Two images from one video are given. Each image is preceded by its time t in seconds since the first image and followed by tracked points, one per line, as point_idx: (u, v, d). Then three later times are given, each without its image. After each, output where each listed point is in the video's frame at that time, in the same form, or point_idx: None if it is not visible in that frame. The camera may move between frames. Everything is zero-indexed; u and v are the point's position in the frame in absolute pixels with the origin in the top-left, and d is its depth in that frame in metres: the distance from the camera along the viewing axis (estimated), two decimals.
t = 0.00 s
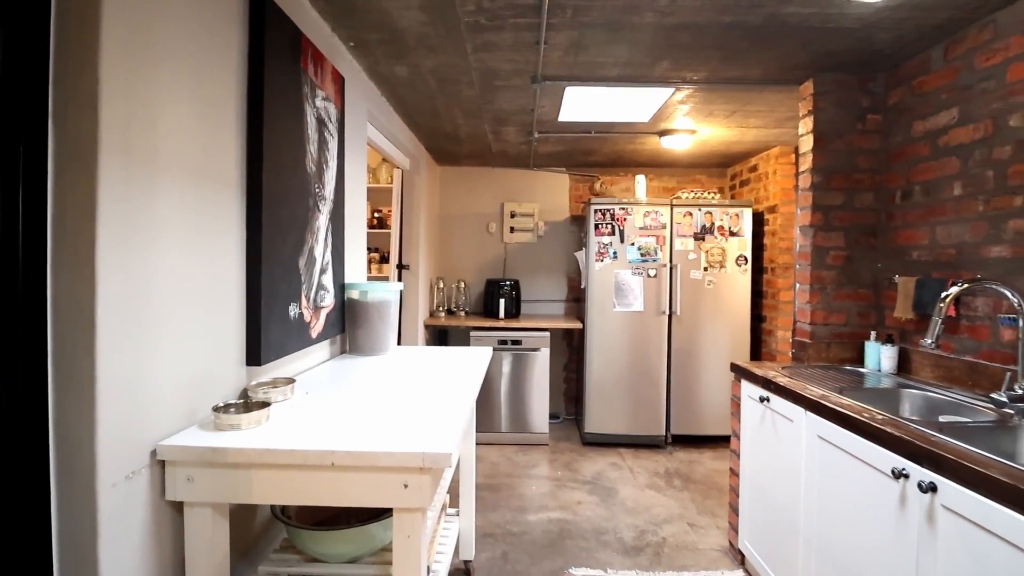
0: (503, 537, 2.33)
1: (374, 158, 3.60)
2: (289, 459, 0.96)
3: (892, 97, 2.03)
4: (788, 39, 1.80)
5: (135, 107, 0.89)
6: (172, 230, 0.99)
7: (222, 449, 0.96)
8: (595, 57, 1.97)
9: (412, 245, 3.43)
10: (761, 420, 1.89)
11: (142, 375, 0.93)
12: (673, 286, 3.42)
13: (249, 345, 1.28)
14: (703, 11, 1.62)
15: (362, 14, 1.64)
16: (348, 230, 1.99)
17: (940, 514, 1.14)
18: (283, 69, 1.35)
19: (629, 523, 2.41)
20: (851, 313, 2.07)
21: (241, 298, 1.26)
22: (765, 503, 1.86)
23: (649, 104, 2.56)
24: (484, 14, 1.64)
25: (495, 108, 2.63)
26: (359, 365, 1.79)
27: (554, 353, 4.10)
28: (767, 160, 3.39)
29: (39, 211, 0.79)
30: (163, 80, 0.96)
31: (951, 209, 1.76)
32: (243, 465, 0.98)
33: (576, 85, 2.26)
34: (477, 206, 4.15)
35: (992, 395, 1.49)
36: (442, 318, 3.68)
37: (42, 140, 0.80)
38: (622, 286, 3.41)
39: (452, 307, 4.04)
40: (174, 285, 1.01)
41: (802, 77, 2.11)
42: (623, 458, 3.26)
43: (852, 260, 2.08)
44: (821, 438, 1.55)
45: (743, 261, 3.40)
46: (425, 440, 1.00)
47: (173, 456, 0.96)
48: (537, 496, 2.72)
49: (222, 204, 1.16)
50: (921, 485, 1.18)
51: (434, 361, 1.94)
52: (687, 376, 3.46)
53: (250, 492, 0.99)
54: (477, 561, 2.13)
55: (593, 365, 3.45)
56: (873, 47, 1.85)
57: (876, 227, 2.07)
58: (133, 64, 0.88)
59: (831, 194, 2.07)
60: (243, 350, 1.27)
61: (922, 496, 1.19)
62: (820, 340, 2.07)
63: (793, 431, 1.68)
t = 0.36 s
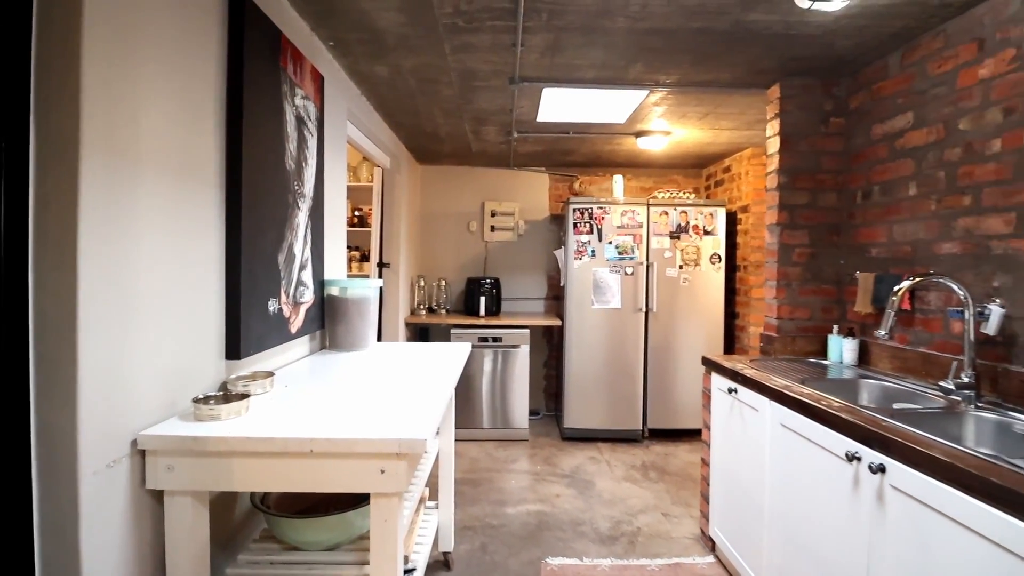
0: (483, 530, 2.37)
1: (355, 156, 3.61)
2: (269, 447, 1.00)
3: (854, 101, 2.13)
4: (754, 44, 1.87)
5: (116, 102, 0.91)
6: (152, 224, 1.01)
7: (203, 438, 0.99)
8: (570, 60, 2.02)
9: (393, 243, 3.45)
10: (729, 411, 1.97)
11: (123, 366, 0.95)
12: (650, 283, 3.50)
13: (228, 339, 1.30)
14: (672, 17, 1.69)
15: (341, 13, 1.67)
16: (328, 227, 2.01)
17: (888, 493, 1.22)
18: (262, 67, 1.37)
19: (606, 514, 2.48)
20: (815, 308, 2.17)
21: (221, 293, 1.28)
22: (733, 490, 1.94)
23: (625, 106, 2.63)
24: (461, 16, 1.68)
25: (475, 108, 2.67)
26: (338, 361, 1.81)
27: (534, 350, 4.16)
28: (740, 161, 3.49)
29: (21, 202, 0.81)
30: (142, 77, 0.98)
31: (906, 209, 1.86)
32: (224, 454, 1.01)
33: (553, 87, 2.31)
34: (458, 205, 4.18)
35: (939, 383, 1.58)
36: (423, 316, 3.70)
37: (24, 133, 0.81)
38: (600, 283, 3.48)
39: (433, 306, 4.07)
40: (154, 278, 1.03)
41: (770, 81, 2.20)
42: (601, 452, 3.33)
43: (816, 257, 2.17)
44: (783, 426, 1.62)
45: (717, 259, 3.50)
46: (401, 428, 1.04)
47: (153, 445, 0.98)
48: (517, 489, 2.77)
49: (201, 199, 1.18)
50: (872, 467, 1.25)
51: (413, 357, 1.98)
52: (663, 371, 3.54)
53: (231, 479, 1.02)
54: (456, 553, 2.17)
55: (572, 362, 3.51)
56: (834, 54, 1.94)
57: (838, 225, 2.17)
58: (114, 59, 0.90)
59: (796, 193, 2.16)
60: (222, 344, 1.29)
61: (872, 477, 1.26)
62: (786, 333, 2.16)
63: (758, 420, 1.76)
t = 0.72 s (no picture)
0: (460, 521, 2.43)
1: (334, 155, 3.62)
2: (246, 432, 1.05)
3: (812, 105, 2.24)
4: (717, 50, 1.96)
5: (95, 99, 0.94)
6: (131, 217, 1.05)
7: (181, 424, 1.03)
8: (543, 62, 2.09)
9: (372, 241, 3.47)
10: (695, 400, 2.06)
11: (102, 355, 0.98)
12: (625, 281, 3.59)
13: (205, 332, 1.33)
14: (639, 23, 1.77)
15: (317, 14, 1.70)
16: (305, 224, 2.05)
17: (831, 471, 1.31)
18: (240, 66, 1.41)
19: (579, 504, 2.56)
20: (776, 303, 2.28)
21: (198, 286, 1.31)
22: (699, 476, 2.03)
23: (598, 108, 2.71)
24: (436, 19, 1.73)
25: (452, 108, 2.72)
26: (315, 355, 1.85)
27: (513, 347, 4.23)
28: (711, 162, 3.61)
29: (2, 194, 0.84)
30: (120, 75, 1.01)
31: (859, 208, 1.97)
32: (201, 439, 1.05)
33: (528, 88, 2.37)
34: (437, 204, 4.22)
35: (884, 370, 1.70)
36: (402, 314, 3.74)
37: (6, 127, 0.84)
38: (577, 281, 3.56)
39: (412, 304, 4.10)
40: (133, 271, 1.06)
41: (734, 85, 2.30)
42: (577, 445, 3.41)
43: (778, 254, 2.28)
44: (742, 413, 1.72)
45: (689, 257, 3.61)
46: (374, 412, 1.10)
47: (132, 431, 1.02)
48: (494, 482, 2.84)
49: (179, 194, 1.21)
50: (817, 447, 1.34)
51: (391, 351, 2.02)
52: (638, 366, 3.63)
53: (208, 463, 1.06)
54: (433, 542, 2.22)
55: (549, 358, 3.59)
56: (793, 60, 2.04)
57: (798, 224, 2.28)
58: (92, 57, 0.93)
59: (759, 193, 2.27)
60: (199, 336, 1.33)
61: (818, 457, 1.35)
62: (750, 327, 2.27)
63: (721, 409, 1.85)
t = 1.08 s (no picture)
0: (440, 512, 2.50)
1: (315, 154, 3.65)
2: (228, 418, 1.10)
3: (775, 110, 2.35)
4: (684, 57, 2.06)
5: (83, 102, 0.99)
6: (117, 214, 1.09)
7: (166, 410, 1.09)
8: (519, 66, 2.17)
9: (354, 240, 3.51)
10: (664, 391, 2.16)
11: (90, 346, 1.03)
12: (602, 279, 3.69)
13: (188, 325, 1.38)
14: (608, 31, 1.85)
15: (297, 17, 1.75)
16: (286, 221, 2.09)
17: (780, 452, 1.40)
18: (222, 68, 1.45)
19: (556, 494, 2.65)
20: (742, 298, 2.39)
21: (180, 280, 1.35)
22: (668, 464, 2.13)
23: (574, 111, 2.80)
24: (413, 24, 1.79)
25: (432, 109, 2.78)
26: (297, 349, 1.90)
27: (493, 344, 4.30)
28: (685, 163, 3.73)
29: None
30: (106, 77, 1.05)
31: (816, 208, 2.08)
32: (185, 425, 1.11)
33: (505, 91, 2.45)
34: (419, 203, 4.27)
35: (835, 359, 1.81)
36: (383, 312, 3.78)
37: None
38: (555, 279, 3.64)
39: (394, 301, 4.14)
40: (119, 265, 1.11)
41: (702, 90, 2.40)
42: (556, 439, 3.50)
43: (743, 252, 2.39)
44: (705, 401, 1.81)
45: (664, 256, 3.72)
46: (352, 399, 1.16)
47: (118, 418, 1.07)
48: (473, 475, 2.91)
49: (163, 192, 1.26)
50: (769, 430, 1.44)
51: (371, 346, 2.08)
52: (615, 362, 3.73)
53: (192, 448, 1.12)
54: (413, 533, 2.29)
55: (529, 354, 3.67)
56: (756, 67, 2.15)
57: (762, 223, 2.39)
58: (80, 62, 0.98)
59: (725, 194, 2.37)
60: (182, 330, 1.37)
61: (770, 439, 1.45)
62: (717, 321, 2.38)
63: (687, 398, 1.95)
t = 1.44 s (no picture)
0: (422, 505, 2.57)
1: (298, 154, 3.68)
2: (218, 408, 1.16)
3: (743, 117, 2.47)
4: (656, 66, 2.16)
5: (78, 109, 1.04)
6: (110, 216, 1.14)
7: (157, 402, 1.14)
8: (498, 73, 2.24)
9: (337, 239, 3.55)
10: (638, 385, 2.26)
11: (83, 342, 1.08)
12: (581, 278, 3.79)
13: (177, 322, 1.43)
14: (583, 41, 1.94)
15: (282, 24, 1.80)
16: (271, 222, 2.14)
17: (740, 439, 1.50)
18: (209, 74, 1.50)
19: (535, 487, 2.74)
20: (711, 296, 2.51)
21: (169, 279, 1.40)
22: (641, 454, 2.23)
23: (553, 115, 2.89)
24: (396, 32, 1.86)
25: (415, 112, 2.84)
26: (281, 346, 1.95)
27: (476, 342, 4.38)
28: (662, 166, 3.85)
29: None
30: (99, 84, 1.10)
31: (779, 211, 2.20)
32: (175, 416, 1.16)
33: (485, 96, 2.52)
34: (402, 203, 4.32)
35: (793, 353, 1.93)
36: (367, 311, 3.83)
37: None
38: (536, 278, 3.73)
39: (378, 300, 4.18)
40: (111, 265, 1.16)
41: (675, 97, 2.51)
42: (536, 434, 3.59)
43: (713, 252, 2.51)
44: (674, 394, 1.91)
45: (641, 256, 3.83)
46: (336, 390, 1.24)
47: (112, 409, 1.12)
48: (455, 470, 2.99)
49: (152, 194, 1.31)
50: (728, 418, 1.55)
51: (355, 343, 2.14)
52: (594, 359, 3.83)
53: (182, 438, 1.18)
54: (395, 525, 2.35)
55: (510, 351, 3.75)
56: (724, 76, 2.26)
57: (731, 224, 2.51)
58: (75, 72, 1.03)
59: (696, 197, 2.48)
60: (171, 327, 1.42)
61: (729, 427, 1.56)
62: (688, 318, 2.50)
63: (658, 391, 2.05)
